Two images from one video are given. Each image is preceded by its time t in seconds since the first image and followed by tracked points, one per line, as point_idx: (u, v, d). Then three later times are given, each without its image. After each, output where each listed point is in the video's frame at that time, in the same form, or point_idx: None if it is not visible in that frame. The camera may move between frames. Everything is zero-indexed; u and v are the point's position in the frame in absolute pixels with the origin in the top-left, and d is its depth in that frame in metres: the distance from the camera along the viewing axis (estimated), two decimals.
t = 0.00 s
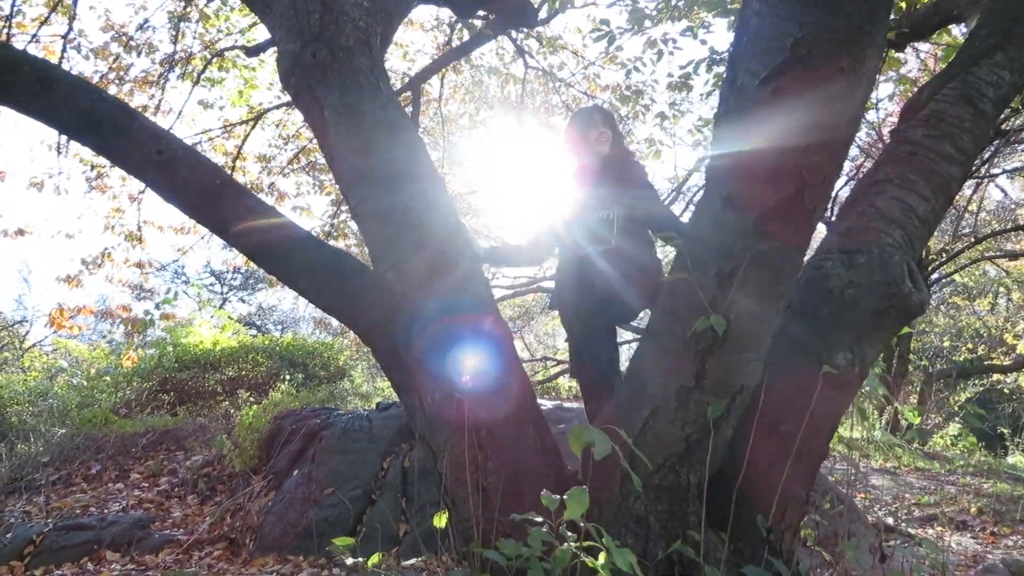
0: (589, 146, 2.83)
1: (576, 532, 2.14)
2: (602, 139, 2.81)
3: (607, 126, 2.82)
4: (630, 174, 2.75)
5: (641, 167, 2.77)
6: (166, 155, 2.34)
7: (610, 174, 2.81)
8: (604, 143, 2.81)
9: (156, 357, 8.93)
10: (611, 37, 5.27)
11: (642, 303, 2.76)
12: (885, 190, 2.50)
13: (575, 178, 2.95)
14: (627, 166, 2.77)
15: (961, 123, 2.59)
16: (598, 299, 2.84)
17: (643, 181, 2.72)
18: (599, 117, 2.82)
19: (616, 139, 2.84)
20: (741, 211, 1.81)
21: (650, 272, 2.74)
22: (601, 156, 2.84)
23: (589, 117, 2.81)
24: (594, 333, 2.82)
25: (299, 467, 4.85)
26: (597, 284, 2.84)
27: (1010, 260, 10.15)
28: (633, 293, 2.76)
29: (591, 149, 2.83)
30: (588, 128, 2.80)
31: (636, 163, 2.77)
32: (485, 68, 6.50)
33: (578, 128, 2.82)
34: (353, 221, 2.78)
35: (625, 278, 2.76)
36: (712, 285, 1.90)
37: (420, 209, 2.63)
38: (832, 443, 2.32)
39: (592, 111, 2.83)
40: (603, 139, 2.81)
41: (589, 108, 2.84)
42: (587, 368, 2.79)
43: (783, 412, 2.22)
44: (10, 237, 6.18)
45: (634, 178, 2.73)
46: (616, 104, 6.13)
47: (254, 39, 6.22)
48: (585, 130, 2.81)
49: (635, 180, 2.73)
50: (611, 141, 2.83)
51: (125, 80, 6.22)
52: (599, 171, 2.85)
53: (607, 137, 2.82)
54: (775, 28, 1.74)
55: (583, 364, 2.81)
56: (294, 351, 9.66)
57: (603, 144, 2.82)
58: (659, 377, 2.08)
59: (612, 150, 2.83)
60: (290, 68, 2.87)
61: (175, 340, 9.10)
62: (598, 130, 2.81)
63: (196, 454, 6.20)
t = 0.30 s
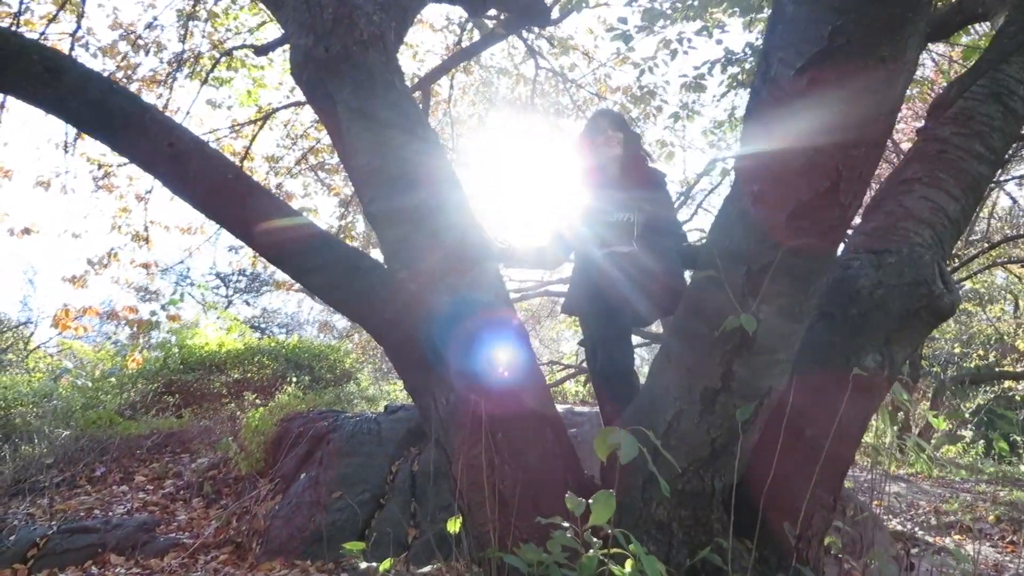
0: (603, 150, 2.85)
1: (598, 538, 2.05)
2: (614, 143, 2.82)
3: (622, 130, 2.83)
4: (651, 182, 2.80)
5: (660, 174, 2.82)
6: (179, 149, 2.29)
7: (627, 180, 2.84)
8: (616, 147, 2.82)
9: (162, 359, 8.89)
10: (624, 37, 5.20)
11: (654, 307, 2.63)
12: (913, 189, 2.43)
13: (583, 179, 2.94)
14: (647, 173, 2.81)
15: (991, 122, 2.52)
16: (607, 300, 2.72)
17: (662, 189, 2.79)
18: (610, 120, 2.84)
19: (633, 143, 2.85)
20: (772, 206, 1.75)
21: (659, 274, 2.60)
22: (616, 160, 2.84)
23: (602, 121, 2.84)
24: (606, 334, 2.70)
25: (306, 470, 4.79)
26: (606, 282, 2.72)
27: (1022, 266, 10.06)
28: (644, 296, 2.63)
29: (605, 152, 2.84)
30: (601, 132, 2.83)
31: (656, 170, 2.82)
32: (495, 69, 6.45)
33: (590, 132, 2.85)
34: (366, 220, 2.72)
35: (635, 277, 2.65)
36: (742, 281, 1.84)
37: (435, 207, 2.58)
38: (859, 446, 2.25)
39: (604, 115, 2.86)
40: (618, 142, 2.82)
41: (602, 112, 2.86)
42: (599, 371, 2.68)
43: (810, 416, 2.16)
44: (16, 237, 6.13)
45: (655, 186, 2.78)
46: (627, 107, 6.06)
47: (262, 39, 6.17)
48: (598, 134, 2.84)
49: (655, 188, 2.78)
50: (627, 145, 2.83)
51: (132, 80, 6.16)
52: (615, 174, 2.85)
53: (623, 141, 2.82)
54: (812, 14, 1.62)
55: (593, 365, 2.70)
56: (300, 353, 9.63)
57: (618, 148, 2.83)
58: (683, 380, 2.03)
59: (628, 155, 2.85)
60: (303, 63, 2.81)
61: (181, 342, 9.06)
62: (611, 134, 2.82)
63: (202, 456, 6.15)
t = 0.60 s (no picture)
0: (621, 155, 2.83)
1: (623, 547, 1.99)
2: (634, 148, 2.82)
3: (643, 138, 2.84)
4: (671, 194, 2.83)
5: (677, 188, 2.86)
6: (186, 144, 2.22)
7: (647, 190, 2.85)
8: (637, 152, 2.82)
9: (159, 360, 8.81)
10: (631, 37, 5.15)
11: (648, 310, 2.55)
12: (939, 190, 2.38)
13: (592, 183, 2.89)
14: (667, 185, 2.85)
15: (1016, 122, 2.47)
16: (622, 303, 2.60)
17: (679, 201, 2.83)
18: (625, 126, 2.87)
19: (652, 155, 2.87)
20: (805, 204, 1.69)
21: (665, 282, 2.58)
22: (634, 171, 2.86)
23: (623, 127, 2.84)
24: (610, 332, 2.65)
25: (308, 474, 4.72)
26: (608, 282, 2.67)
27: None
28: (635, 299, 2.56)
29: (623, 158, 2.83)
30: (623, 137, 2.82)
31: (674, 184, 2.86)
32: (499, 69, 6.39)
33: (612, 134, 2.83)
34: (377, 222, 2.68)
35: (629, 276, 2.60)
36: (773, 282, 1.79)
37: (448, 208, 2.53)
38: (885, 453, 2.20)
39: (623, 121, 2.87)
40: (639, 150, 2.83)
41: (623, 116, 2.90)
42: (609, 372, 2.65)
43: (837, 422, 2.11)
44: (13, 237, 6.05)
45: (677, 198, 2.82)
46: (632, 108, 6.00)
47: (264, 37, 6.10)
48: (619, 138, 2.82)
49: (669, 197, 2.83)
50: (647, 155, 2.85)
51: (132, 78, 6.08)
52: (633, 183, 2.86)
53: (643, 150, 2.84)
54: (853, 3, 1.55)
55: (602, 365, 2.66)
56: (299, 355, 9.57)
57: (637, 156, 2.84)
58: (709, 384, 1.97)
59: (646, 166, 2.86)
60: (312, 59, 2.73)
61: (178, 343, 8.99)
62: (631, 138, 2.82)
63: (201, 459, 6.07)
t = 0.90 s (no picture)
0: (618, 157, 2.77)
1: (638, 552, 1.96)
2: (627, 149, 2.75)
3: (639, 135, 2.74)
4: (676, 189, 2.72)
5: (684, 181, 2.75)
6: (188, 141, 2.17)
7: (650, 187, 2.77)
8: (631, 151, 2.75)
9: (149, 362, 8.72)
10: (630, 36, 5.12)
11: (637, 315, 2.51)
12: (952, 190, 2.35)
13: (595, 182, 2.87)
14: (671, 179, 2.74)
15: None
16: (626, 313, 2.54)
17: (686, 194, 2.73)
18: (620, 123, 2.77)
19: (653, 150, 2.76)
20: (827, 202, 1.65)
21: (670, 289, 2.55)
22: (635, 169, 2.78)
23: (616, 127, 2.76)
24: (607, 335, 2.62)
25: (304, 477, 4.66)
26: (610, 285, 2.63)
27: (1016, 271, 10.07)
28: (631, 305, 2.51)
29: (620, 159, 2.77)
30: (615, 139, 2.74)
31: (681, 177, 2.75)
32: (495, 70, 6.35)
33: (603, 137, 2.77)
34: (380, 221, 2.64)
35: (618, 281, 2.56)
36: (793, 281, 1.75)
37: (454, 208, 2.48)
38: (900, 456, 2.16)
39: (618, 118, 2.78)
40: (635, 149, 2.75)
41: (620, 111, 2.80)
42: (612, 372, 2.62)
43: (851, 426, 2.06)
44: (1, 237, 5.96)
45: (680, 193, 2.71)
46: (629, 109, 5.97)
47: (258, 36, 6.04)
48: (613, 140, 2.75)
49: (674, 190, 2.72)
50: (646, 152, 2.75)
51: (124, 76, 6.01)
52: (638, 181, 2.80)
53: (640, 148, 2.75)
54: None
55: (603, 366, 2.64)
56: (292, 357, 9.53)
57: (634, 156, 2.76)
58: (723, 386, 1.94)
59: (648, 162, 2.77)
60: (313, 55, 2.68)
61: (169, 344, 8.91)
62: (624, 138, 2.74)
63: (193, 462, 6.00)
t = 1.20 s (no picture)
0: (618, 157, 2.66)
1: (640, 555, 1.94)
2: (628, 149, 2.62)
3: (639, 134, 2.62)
4: (670, 186, 2.54)
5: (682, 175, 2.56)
6: (183, 134, 2.13)
7: (646, 185, 2.59)
8: (629, 152, 2.62)
9: (134, 361, 8.63)
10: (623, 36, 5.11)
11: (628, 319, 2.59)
12: (951, 191, 2.34)
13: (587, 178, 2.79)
14: (667, 175, 2.55)
15: None
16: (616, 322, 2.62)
17: (682, 191, 2.53)
18: (620, 122, 2.65)
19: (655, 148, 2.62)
20: (833, 201, 1.63)
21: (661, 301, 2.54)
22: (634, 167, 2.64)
23: (614, 126, 2.64)
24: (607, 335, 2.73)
25: (292, 478, 4.61)
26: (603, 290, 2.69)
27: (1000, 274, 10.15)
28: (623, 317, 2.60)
29: (619, 159, 2.65)
30: (614, 139, 2.64)
31: (678, 172, 2.55)
32: (487, 69, 6.33)
33: (602, 137, 2.68)
34: (375, 219, 2.61)
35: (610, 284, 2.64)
36: (797, 282, 1.74)
37: (449, 202, 2.42)
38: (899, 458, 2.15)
39: (617, 115, 2.66)
40: (635, 148, 2.62)
41: (620, 105, 2.67)
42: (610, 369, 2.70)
43: (851, 428, 2.06)
44: None
45: (674, 190, 2.52)
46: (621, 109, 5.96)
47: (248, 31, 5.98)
48: (612, 140, 2.65)
49: (669, 193, 2.53)
50: (647, 151, 2.61)
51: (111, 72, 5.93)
52: (636, 177, 2.63)
53: (640, 148, 2.62)
54: None
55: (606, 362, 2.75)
56: (279, 356, 9.49)
57: (636, 155, 2.63)
58: (725, 387, 1.92)
59: (646, 159, 2.60)
60: (307, 51, 2.64)
61: (154, 343, 8.86)
62: (623, 139, 2.62)
63: (179, 463, 5.94)
